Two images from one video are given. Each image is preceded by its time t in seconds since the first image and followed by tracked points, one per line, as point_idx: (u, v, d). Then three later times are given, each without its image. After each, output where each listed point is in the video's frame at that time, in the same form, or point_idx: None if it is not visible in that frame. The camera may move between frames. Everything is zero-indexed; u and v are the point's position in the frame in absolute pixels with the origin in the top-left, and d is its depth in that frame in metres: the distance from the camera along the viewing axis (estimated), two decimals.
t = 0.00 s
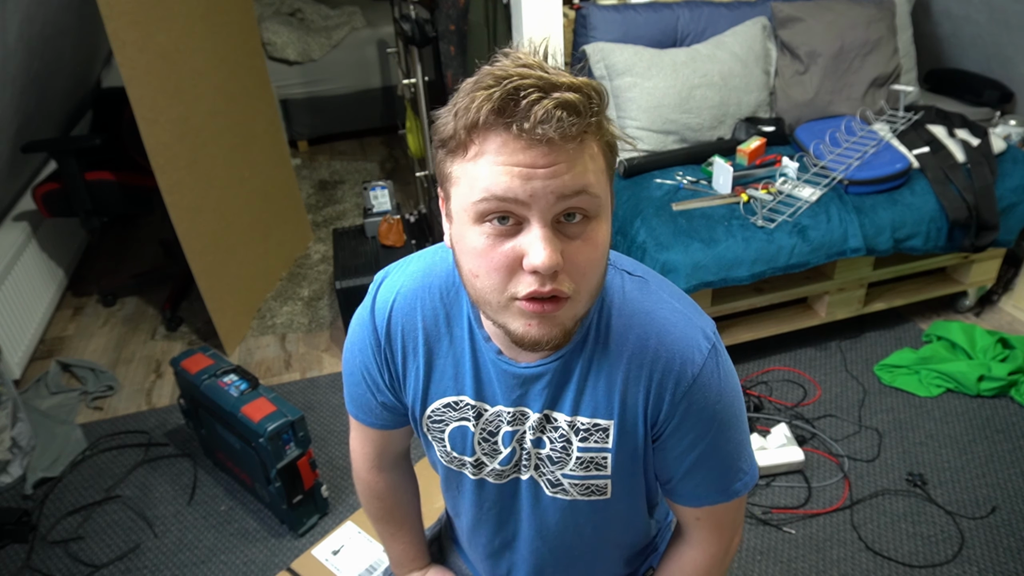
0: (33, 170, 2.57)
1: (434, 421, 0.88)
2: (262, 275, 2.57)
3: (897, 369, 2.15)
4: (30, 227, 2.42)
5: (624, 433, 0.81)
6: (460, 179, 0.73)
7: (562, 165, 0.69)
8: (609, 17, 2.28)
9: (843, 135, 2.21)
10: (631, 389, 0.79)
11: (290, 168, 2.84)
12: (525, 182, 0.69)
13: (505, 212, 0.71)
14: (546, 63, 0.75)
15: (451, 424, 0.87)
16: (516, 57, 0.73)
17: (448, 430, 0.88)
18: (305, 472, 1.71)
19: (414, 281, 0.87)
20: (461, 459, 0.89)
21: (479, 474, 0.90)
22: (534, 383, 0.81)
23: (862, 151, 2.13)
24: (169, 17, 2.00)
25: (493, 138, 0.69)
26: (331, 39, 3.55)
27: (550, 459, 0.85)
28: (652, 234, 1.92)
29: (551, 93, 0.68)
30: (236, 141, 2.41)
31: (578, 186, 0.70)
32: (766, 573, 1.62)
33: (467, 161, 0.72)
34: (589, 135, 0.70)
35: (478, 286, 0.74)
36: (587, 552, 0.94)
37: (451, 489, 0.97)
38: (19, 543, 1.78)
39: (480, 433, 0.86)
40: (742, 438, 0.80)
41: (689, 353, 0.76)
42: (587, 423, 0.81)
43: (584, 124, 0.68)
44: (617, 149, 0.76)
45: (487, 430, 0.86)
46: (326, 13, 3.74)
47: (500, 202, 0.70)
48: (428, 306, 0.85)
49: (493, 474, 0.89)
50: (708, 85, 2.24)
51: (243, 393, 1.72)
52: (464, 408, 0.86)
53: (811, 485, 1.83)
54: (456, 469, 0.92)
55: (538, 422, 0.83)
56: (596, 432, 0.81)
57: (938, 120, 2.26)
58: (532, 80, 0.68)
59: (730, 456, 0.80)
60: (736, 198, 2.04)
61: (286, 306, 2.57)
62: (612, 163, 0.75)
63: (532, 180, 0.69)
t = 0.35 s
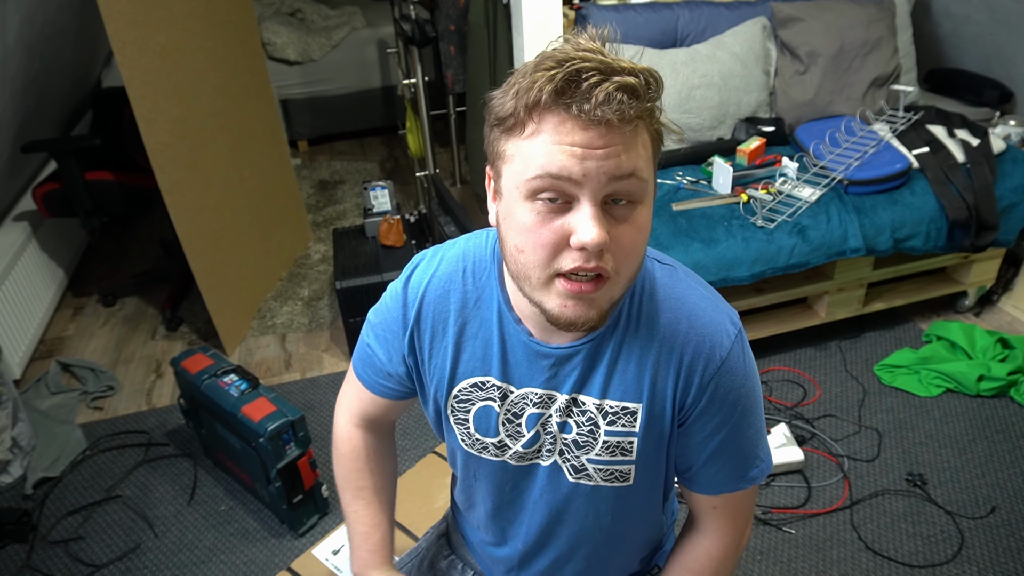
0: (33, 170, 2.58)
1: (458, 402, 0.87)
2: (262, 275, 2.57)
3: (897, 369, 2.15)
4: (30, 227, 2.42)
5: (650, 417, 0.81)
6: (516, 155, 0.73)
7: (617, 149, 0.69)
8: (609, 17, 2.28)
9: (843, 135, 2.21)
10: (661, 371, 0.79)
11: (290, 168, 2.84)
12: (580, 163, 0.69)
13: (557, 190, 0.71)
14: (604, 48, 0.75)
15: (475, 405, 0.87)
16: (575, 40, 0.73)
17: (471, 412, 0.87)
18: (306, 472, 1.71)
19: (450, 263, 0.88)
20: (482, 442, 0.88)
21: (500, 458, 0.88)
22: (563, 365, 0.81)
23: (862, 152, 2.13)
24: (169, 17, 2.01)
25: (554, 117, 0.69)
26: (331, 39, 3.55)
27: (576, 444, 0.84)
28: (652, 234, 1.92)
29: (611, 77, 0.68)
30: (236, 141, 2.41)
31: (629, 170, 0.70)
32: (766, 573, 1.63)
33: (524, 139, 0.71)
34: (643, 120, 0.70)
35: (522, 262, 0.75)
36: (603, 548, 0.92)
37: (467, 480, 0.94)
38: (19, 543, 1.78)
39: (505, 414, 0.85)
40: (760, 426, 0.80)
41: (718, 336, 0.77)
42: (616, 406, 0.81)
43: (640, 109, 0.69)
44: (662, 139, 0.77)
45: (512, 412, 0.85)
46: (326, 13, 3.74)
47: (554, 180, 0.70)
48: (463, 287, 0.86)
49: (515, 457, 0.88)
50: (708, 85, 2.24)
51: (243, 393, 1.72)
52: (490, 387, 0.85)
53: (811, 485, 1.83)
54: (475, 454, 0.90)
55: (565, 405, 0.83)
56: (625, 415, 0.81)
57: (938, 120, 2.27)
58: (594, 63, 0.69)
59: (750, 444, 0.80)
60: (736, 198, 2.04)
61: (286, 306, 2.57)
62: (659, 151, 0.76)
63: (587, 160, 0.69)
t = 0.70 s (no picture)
0: (33, 170, 2.57)
1: (455, 391, 0.88)
2: (263, 275, 2.57)
3: (897, 369, 2.15)
4: (30, 227, 2.42)
5: (647, 410, 0.81)
6: (490, 145, 0.75)
7: (577, 142, 0.69)
8: (608, 17, 2.28)
9: (843, 135, 2.21)
10: (657, 363, 0.79)
11: (290, 168, 2.84)
12: (541, 155, 0.70)
13: (524, 180, 0.73)
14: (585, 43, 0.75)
15: (471, 393, 0.87)
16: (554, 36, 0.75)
17: (468, 400, 0.87)
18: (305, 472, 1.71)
19: (451, 255, 0.90)
20: (479, 432, 0.88)
21: (496, 448, 0.88)
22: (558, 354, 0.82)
23: (862, 151, 2.13)
24: (169, 18, 2.01)
25: (519, 109, 0.71)
26: (331, 39, 3.55)
27: (572, 434, 0.84)
28: (652, 234, 1.92)
29: (573, 71, 0.69)
30: (236, 141, 2.41)
31: (591, 164, 0.70)
32: (766, 573, 1.62)
33: (495, 130, 0.74)
34: (607, 115, 0.70)
35: (495, 248, 0.77)
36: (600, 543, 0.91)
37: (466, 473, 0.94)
38: (19, 543, 1.78)
39: (501, 402, 0.85)
40: (757, 420, 0.81)
41: (714, 329, 0.78)
42: (611, 396, 0.81)
43: (599, 104, 0.69)
44: (644, 135, 0.75)
45: (508, 400, 0.85)
46: (326, 13, 3.74)
47: (519, 171, 0.72)
48: (461, 279, 0.88)
49: (511, 448, 0.87)
50: (708, 85, 2.24)
51: (243, 393, 1.72)
52: (486, 375, 0.86)
53: (811, 485, 1.83)
54: (472, 445, 0.90)
55: (560, 394, 0.83)
56: (620, 405, 0.81)
57: (938, 120, 2.27)
58: (557, 57, 0.70)
59: (746, 437, 0.80)
60: (736, 198, 2.04)
61: (286, 306, 2.57)
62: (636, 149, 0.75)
63: (548, 152, 0.70)
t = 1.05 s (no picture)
0: (33, 170, 2.57)
1: (447, 415, 0.89)
2: (263, 275, 2.57)
3: (897, 369, 2.15)
4: (30, 227, 2.42)
5: (636, 421, 0.81)
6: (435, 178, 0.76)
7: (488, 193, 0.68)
8: (608, 16, 2.27)
9: (843, 135, 2.21)
10: (642, 376, 0.79)
11: (290, 168, 2.84)
12: (458, 198, 0.69)
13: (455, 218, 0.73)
14: (528, 76, 0.72)
15: (462, 416, 0.87)
16: (498, 71, 0.72)
17: (459, 423, 0.88)
18: (306, 472, 1.71)
19: (428, 278, 0.89)
20: (474, 452, 0.89)
21: (493, 466, 0.89)
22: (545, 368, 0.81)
23: (862, 152, 2.13)
24: (169, 18, 2.01)
25: (445, 153, 0.71)
26: (331, 39, 3.55)
27: (563, 448, 0.85)
28: (652, 234, 1.92)
29: (484, 118, 0.68)
30: (236, 141, 2.41)
31: (505, 213, 0.68)
32: (766, 573, 1.63)
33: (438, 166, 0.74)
34: (517, 163, 0.67)
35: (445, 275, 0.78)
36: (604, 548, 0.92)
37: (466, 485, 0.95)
38: (19, 543, 1.78)
39: (492, 423, 0.86)
40: (751, 427, 0.80)
41: (700, 340, 0.77)
42: (599, 410, 0.81)
43: (502, 155, 0.66)
44: (584, 176, 0.70)
45: (498, 421, 0.85)
46: (326, 13, 3.74)
47: (446, 210, 0.72)
48: (439, 302, 0.87)
49: (507, 465, 0.88)
50: (708, 85, 2.24)
51: (243, 393, 1.72)
52: (475, 398, 0.86)
53: (811, 485, 1.83)
54: (470, 464, 0.91)
55: (548, 410, 0.84)
56: (608, 418, 0.81)
57: (938, 120, 2.27)
58: (472, 103, 0.69)
59: (739, 446, 0.79)
60: (736, 198, 2.04)
61: (286, 306, 2.57)
62: (575, 191, 0.70)
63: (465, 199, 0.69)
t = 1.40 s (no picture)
0: (33, 171, 2.58)
1: (432, 427, 0.88)
2: (263, 275, 2.57)
3: (897, 369, 2.15)
4: (30, 227, 2.42)
5: (622, 435, 0.81)
6: (441, 188, 0.74)
7: (511, 211, 0.67)
8: (609, 16, 2.27)
9: (843, 135, 2.21)
10: (627, 392, 0.79)
11: (290, 168, 2.84)
12: (480, 214, 0.68)
13: (467, 234, 0.72)
14: (552, 90, 0.71)
15: (448, 430, 0.87)
16: (524, 83, 0.71)
17: (445, 436, 0.88)
18: (306, 472, 1.71)
19: (406, 290, 0.86)
20: (461, 465, 0.89)
21: (480, 479, 0.89)
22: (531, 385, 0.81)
23: (862, 152, 2.13)
24: (169, 18, 2.00)
25: (463, 165, 0.69)
26: (331, 39, 3.55)
27: (549, 462, 0.85)
28: (652, 234, 1.92)
29: (517, 133, 0.66)
30: (236, 141, 2.41)
31: (531, 232, 0.68)
32: (766, 573, 1.63)
33: (445, 176, 0.72)
34: (551, 182, 0.66)
35: (444, 290, 0.77)
36: (592, 554, 0.93)
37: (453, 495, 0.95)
38: (19, 543, 1.78)
39: (478, 438, 0.86)
40: (742, 440, 0.79)
41: (686, 355, 0.76)
42: (585, 426, 0.81)
43: (541, 173, 0.66)
44: (607, 195, 0.71)
45: (485, 436, 0.86)
46: (326, 13, 3.74)
47: (460, 225, 0.71)
48: (422, 314, 0.85)
49: (493, 478, 0.88)
50: (708, 85, 2.24)
51: (243, 393, 1.72)
52: (461, 413, 0.86)
53: (811, 485, 1.83)
54: (457, 475, 0.91)
55: (535, 425, 0.84)
56: (594, 434, 0.81)
57: (938, 120, 2.27)
58: (503, 114, 0.67)
59: (729, 459, 0.79)
60: (736, 198, 2.04)
61: (286, 306, 2.57)
62: (593, 210, 0.71)
63: (486, 214, 0.68)
